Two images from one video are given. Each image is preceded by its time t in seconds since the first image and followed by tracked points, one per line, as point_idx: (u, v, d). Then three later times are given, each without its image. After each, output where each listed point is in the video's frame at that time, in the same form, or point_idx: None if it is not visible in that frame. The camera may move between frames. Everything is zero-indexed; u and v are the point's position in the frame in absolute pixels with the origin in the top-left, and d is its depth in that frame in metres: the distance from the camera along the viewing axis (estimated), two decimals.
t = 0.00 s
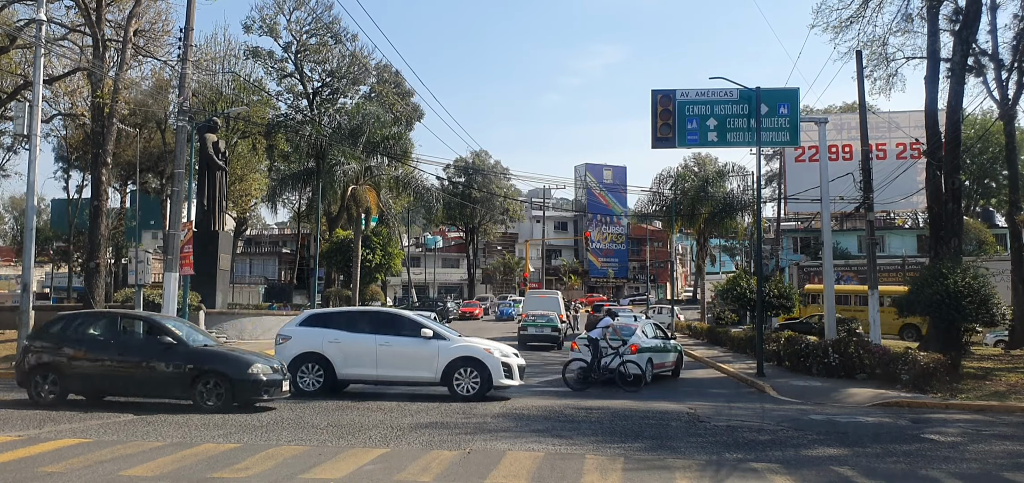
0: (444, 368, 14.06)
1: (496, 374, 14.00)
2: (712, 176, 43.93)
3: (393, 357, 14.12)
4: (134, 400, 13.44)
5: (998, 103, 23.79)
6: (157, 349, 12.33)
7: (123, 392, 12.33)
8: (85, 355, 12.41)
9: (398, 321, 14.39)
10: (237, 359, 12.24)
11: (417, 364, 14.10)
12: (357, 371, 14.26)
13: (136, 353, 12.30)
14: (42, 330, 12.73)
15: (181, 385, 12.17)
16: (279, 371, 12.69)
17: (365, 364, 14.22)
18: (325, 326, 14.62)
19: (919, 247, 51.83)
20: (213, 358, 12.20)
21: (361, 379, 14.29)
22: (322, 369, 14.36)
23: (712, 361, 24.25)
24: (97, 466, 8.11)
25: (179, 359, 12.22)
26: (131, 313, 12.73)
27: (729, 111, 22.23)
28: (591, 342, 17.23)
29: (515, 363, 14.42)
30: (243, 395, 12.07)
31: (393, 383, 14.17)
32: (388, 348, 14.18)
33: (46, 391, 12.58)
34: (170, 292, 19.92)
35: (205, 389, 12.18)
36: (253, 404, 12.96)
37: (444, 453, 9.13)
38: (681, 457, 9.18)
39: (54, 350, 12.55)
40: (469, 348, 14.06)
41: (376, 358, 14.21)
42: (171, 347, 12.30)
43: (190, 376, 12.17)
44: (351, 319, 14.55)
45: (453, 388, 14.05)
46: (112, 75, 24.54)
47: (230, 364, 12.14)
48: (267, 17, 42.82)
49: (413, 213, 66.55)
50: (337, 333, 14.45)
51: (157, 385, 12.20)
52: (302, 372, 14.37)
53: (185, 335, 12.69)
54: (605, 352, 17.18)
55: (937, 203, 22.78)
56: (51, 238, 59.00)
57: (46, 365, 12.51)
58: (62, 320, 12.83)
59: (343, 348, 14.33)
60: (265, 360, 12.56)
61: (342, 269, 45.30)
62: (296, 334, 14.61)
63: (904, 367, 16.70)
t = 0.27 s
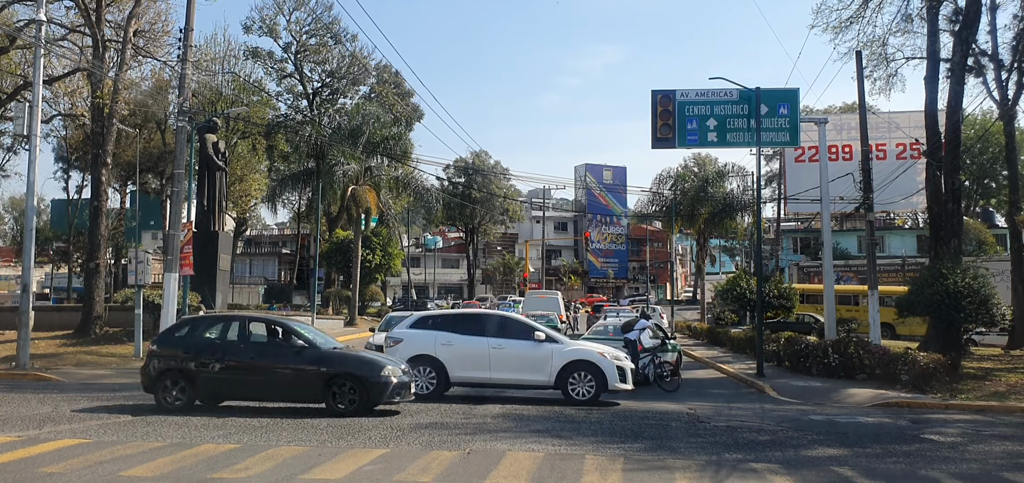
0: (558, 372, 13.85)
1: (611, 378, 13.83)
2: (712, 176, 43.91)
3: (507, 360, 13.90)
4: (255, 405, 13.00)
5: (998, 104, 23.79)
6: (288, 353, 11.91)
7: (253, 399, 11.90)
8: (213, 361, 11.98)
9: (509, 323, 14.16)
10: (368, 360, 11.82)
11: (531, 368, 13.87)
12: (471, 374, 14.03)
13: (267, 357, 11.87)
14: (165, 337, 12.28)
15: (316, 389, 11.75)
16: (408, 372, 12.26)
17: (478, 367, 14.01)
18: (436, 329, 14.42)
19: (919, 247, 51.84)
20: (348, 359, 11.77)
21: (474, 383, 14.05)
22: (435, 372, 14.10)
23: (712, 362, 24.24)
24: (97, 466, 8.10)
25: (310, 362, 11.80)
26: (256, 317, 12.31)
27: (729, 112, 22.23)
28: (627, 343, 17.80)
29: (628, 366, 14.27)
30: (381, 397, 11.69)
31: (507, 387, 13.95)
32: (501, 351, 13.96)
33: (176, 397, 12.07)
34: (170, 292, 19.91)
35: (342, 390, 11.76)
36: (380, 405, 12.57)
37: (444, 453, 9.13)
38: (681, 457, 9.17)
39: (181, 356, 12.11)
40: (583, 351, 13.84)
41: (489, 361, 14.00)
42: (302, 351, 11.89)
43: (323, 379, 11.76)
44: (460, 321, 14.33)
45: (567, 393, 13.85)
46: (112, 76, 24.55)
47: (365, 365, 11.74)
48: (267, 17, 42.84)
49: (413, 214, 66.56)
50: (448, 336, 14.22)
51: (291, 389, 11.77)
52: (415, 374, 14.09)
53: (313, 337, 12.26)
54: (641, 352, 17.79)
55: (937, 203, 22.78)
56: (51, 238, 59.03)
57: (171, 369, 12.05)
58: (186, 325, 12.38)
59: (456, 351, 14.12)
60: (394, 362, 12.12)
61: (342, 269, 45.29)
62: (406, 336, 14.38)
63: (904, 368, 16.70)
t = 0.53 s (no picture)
0: (681, 376, 13.50)
1: (734, 384, 13.48)
2: (712, 176, 43.89)
3: (628, 363, 13.59)
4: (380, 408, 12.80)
5: (998, 103, 23.79)
6: (421, 355, 11.73)
7: (389, 401, 11.69)
8: (348, 363, 11.78)
9: (628, 327, 13.89)
10: (504, 362, 11.61)
11: (652, 372, 13.56)
12: (589, 378, 13.76)
13: (402, 359, 11.69)
14: (294, 339, 12.09)
15: (452, 390, 11.55)
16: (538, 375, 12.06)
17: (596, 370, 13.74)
18: (550, 332, 14.20)
19: (919, 247, 51.84)
20: (482, 361, 11.57)
21: (594, 387, 13.78)
22: (553, 375, 13.88)
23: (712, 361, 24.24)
24: (98, 466, 8.11)
25: (446, 364, 11.59)
26: (386, 320, 12.12)
27: (728, 111, 22.23)
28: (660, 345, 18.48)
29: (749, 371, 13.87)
30: (519, 399, 11.51)
31: (627, 391, 13.63)
32: (621, 355, 13.67)
33: (309, 400, 11.87)
34: (170, 292, 19.91)
35: (478, 393, 11.58)
36: (510, 408, 12.38)
37: (444, 453, 9.13)
38: (681, 457, 9.18)
39: (315, 358, 11.91)
40: (706, 355, 13.52)
41: (608, 365, 13.72)
42: (435, 353, 11.69)
43: (459, 381, 11.54)
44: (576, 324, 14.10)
45: (690, 399, 13.47)
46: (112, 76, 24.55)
47: (501, 366, 11.54)
48: (267, 17, 42.82)
49: (413, 213, 66.54)
50: (566, 339, 13.99)
51: (425, 393, 11.58)
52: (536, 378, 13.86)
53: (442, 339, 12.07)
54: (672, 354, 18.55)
55: (937, 203, 22.78)
56: (52, 238, 59.01)
57: (302, 372, 11.86)
58: (316, 328, 12.21)
59: (573, 354, 13.87)
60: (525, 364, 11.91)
61: (342, 269, 45.29)
62: (522, 338, 14.19)
63: (904, 367, 16.71)
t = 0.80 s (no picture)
0: (810, 379, 13.22)
1: (862, 388, 13.20)
2: (712, 175, 43.93)
3: (755, 367, 13.28)
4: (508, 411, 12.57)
5: (997, 102, 23.79)
6: (558, 357, 11.44)
7: (527, 404, 11.44)
8: (486, 365, 11.56)
9: (754, 330, 13.59)
10: (644, 365, 11.29)
11: (781, 375, 13.26)
12: (716, 382, 13.44)
13: (541, 361, 11.44)
14: (427, 339, 11.90)
15: (589, 394, 11.27)
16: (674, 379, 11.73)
17: (722, 374, 13.42)
18: (673, 336, 13.88)
19: (920, 246, 51.84)
20: (621, 364, 11.28)
21: (720, 391, 13.46)
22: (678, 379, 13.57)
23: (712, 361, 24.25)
24: (98, 466, 8.11)
25: (585, 367, 11.30)
26: (520, 321, 11.90)
27: (728, 111, 22.24)
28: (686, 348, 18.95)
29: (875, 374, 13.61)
30: (660, 403, 11.23)
31: (756, 395, 13.33)
32: (748, 358, 13.36)
33: (443, 402, 11.72)
34: (170, 291, 19.90)
35: (618, 397, 11.27)
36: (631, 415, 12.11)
37: (444, 453, 9.11)
38: (681, 456, 9.18)
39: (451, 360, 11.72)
40: (835, 359, 13.22)
41: (735, 368, 13.39)
42: (572, 355, 11.41)
43: (599, 384, 11.25)
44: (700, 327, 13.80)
45: (819, 403, 13.22)
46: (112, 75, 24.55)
47: (640, 369, 11.24)
48: (267, 16, 42.81)
49: (413, 213, 66.55)
50: (690, 342, 13.68)
51: (565, 396, 11.31)
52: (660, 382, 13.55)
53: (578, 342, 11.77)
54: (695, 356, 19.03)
55: (937, 202, 22.78)
56: (52, 238, 59.00)
57: (437, 373, 11.68)
58: (451, 328, 12.02)
59: (699, 358, 13.54)
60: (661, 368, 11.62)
61: (342, 269, 45.27)
62: (646, 341, 13.87)
63: (904, 367, 16.72)
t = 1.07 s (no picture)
0: (944, 385, 12.94)
1: (996, 394, 12.90)
2: (712, 176, 43.93)
3: (889, 372, 13.06)
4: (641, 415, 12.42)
5: (998, 103, 23.79)
6: (700, 364, 11.26)
7: (668, 410, 11.27)
8: (625, 369, 11.42)
9: (883, 335, 13.39)
10: (788, 374, 11.14)
11: (913, 381, 13.02)
12: (848, 387, 13.24)
13: (682, 366, 11.25)
14: (564, 343, 11.79)
15: (733, 400, 11.09)
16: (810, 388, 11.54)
17: (854, 380, 13.22)
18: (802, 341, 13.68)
19: (919, 246, 51.85)
20: (764, 370, 11.12)
21: (852, 397, 13.25)
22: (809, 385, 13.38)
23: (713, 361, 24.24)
24: (98, 466, 8.11)
25: (729, 374, 11.12)
26: (658, 325, 11.76)
27: (728, 111, 22.24)
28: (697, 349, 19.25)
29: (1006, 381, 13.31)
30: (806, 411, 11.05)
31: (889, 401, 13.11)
32: (881, 363, 13.16)
33: (583, 406, 11.59)
34: (170, 291, 19.90)
35: (763, 406, 11.11)
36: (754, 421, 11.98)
37: (444, 453, 9.11)
38: (681, 456, 9.18)
39: (590, 363, 11.60)
40: (969, 364, 12.95)
41: (867, 373, 13.20)
42: (716, 361, 11.21)
43: (743, 392, 11.08)
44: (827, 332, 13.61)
45: (951, 410, 12.94)
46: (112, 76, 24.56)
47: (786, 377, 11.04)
48: (267, 16, 42.80)
49: (413, 213, 66.55)
50: (820, 347, 13.48)
51: (708, 405, 11.14)
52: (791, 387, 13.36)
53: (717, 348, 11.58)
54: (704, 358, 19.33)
55: (937, 202, 22.78)
56: (51, 238, 59.00)
57: (576, 377, 11.55)
58: (588, 331, 11.90)
59: (830, 363, 13.35)
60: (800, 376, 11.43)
61: (342, 269, 45.20)
62: (776, 346, 13.62)
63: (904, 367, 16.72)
